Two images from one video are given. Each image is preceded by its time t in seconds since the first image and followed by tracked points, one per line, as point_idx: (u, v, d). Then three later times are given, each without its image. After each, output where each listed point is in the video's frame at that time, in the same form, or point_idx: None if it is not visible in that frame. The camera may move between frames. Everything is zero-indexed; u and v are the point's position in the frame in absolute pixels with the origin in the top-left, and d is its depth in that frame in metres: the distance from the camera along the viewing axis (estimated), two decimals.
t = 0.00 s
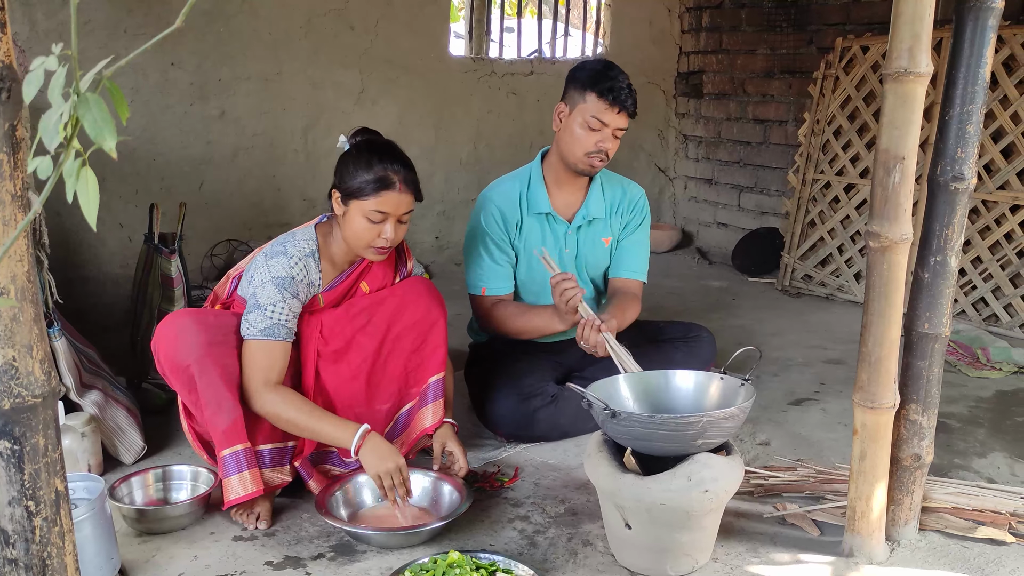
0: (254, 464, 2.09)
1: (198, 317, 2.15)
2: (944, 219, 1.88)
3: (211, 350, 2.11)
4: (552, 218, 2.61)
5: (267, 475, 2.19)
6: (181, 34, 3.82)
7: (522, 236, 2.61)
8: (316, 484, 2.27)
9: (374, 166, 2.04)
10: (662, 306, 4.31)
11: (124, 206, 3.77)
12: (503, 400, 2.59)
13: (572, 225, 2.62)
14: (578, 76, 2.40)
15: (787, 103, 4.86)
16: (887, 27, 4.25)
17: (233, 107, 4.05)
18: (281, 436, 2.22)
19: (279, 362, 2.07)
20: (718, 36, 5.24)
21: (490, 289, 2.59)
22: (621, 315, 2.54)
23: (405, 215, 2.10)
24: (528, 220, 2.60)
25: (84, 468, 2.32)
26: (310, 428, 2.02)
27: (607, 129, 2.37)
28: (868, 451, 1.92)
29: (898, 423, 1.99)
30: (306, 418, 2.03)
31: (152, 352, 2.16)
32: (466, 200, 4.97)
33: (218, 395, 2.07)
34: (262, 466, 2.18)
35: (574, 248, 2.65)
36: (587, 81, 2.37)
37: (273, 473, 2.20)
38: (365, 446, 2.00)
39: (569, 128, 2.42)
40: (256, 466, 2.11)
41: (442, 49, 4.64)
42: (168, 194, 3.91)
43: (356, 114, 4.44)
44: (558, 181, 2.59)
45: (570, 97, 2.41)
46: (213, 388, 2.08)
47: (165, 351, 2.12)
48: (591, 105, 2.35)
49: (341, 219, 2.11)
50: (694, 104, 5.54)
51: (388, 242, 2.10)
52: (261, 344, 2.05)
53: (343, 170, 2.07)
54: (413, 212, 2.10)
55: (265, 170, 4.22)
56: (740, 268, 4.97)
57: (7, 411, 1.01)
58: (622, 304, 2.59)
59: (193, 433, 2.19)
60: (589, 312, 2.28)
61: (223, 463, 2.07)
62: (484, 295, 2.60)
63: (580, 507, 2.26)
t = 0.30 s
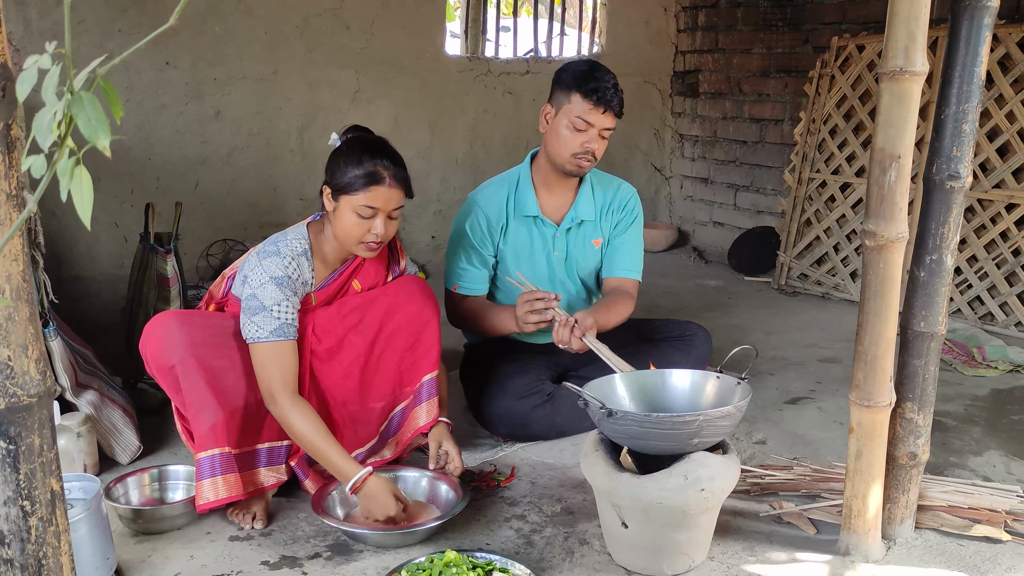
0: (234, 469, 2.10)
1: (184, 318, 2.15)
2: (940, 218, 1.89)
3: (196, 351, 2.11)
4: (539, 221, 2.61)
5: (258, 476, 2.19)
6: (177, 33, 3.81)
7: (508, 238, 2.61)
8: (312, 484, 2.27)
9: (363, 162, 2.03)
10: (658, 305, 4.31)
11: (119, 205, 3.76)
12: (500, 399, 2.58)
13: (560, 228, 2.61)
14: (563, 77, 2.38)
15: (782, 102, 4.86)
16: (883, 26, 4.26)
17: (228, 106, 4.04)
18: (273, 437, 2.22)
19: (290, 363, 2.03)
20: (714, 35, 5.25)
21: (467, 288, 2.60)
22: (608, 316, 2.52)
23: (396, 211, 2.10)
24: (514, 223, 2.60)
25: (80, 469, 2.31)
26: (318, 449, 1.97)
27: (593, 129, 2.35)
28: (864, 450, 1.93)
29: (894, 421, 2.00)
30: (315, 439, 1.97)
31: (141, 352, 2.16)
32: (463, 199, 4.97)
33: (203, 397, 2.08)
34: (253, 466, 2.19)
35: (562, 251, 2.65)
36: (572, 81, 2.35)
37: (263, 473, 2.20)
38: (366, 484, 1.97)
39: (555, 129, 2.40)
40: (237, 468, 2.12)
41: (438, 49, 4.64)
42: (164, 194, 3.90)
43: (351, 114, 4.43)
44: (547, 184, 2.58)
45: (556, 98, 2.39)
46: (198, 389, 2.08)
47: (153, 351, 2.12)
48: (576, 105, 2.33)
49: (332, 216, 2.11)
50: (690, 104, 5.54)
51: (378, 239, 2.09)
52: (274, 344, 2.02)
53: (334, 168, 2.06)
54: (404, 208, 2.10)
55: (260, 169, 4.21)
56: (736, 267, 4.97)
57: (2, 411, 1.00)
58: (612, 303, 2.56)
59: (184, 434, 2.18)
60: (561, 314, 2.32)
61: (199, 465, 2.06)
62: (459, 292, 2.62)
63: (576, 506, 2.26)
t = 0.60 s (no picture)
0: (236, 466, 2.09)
1: (181, 316, 2.14)
2: (935, 214, 1.89)
3: (194, 350, 2.10)
4: (530, 222, 2.60)
5: (256, 476, 2.20)
6: (171, 31, 3.80)
7: (499, 238, 2.62)
8: (308, 483, 2.27)
9: (356, 159, 2.03)
10: (655, 304, 4.31)
11: (114, 205, 3.75)
12: (495, 396, 2.58)
13: (550, 230, 2.60)
14: (557, 76, 2.38)
15: (778, 100, 4.87)
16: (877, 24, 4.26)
17: (223, 105, 4.03)
18: (268, 437, 2.22)
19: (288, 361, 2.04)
20: (709, 33, 5.24)
21: (455, 286, 2.62)
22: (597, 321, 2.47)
23: (389, 209, 2.09)
24: (505, 224, 2.60)
25: (74, 468, 2.30)
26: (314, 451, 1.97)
27: (586, 127, 2.33)
28: (860, 447, 1.93)
29: (890, 418, 2.00)
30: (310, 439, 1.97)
31: (137, 350, 2.15)
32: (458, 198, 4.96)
33: (200, 396, 2.08)
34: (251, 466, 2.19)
35: (553, 252, 2.64)
36: (566, 79, 2.34)
37: (262, 472, 2.21)
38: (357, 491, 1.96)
39: (548, 127, 2.39)
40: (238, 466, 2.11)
41: (433, 47, 4.64)
42: (158, 192, 3.89)
43: (346, 112, 4.42)
44: (538, 185, 2.56)
45: (550, 96, 2.39)
46: (196, 388, 2.08)
47: (149, 350, 2.11)
48: (568, 103, 2.32)
49: (326, 214, 2.11)
50: (685, 102, 5.54)
51: (371, 237, 2.09)
52: (268, 345, 2.02)
53: (326, 166, 2.05)
54: (397, 206, 2.09)
55: (255, 168, 4.20)
56: (732, 265, 4.97)
57: None
58: (600, 307, 2.52)
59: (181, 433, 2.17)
60: (539, 322, 2.28)
61: (200, 463, 2.05)
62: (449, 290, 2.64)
63: (573, 504, 2.26)
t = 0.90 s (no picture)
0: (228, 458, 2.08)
1: (172, 311, 2.13)
2: (931, 212, 1.89)
3: (184, 343, 2.09)
4: (527, 229, 2.60)
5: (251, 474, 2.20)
6: (167, 30, 3.79)
7: (496, 245, 2.61)
8: (304, 482, 2.27)
9: (354, 160, 2.03)
10: (651, 302, 4.31)
11: (109, 204, 3.74)
12: (492, 395, 2.58)
13: (548, 236, 2.59)
14: (556, 79, 2.38)
15: (775, 98, 4.87)
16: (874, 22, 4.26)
17: (219, 104, 4.02)
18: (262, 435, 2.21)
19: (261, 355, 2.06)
20: (706, 31, 5.24)
21: (456, 294, 2.61)
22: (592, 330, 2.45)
23: (385, 210, 2.08)
24: (502, 231, 2.60)
25: (70, 468, 2.30)
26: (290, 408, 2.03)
27: (584, 131, 2.33)
28: (856, 444, 1.93)
29: (886, 416, 2.00)
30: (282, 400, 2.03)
31: (129, 345, 2.14)
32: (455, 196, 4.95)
33: (190, 389, 2.05)
34: (246, 464, 2.19)
35: (551, 258, 2.64)
36: (562, 83, 2.34)
37: (257, 471, 2.21)
38: (351, 410, 2.03)
39: (546, 132, 2.39)
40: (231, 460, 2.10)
41: (429, 45, 4.63)
42: (154, 192, 3.88)
43: (343, 111, 4.41)
44: (535, 191, 2.56)
45: (548, 100, 2.38)
46: (186, 380, 2.06)
47: (139, 343, 2.10)
48: (566, 108, 2.32)
49: (321, 214, 2.10)
50: (682, 100, 5.54)
51: (366, 238, 2.08)
52: (239, 336, 2.03)
53: (324, 165, 2.05)
54: (393, 208, 2.08)
55: (252, 167, 4.19)
56: (728, 263, 4.98)
57: None
58: (601, 313, 2.51)
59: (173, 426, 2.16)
60: (537, 336, 2.27)
61: (191, 456, 2.05)
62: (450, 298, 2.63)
63: (570, 502, 2.26)
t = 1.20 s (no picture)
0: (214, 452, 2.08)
1: (161, 306, 2.13)
2: (932, 210, 1.89)
3: (173, 338, 2.08)
4: (529, 230, 2.60)
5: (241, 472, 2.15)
6: (167, 29, 3.79)
7: (498, 245, 2.61)
8: (304, 482, 2.26)
9: (331, 141, 2.08)
10: (651, 300, 4.31)
11: (110, 203, 3.74)
12: (494, 395, 2.58)
13: (548, 237, 2.60)
14: (557, 80, 2.38)
15: (775, 97, 4.87)
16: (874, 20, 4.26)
17: (219, 103, 4.02)
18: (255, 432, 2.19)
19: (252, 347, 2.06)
20: (706, 30, 5.24)
21: (466, 295, 2.58)
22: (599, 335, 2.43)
23: (365, 187, 2.10)
24: (504, 232, 2.60)
25: (71, 466, 2.30)
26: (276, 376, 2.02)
27: (584, 135, 2.33)
28: (858, 442, 1.93)
29: (888, 414, 2.00)
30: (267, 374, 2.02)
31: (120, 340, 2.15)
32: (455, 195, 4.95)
33: (177, 383, 2.05)
34: (245, 460, 2.17)
35: (552, 259, 2.64)
36: (564, 85, 2.34)
37: (248, 468, 2.17)
38: (333, 359, 2.02)
39: (546, 134, 2.39)
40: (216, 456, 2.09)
41: (429, 44, 4.63)
42: (154, 191, 3.88)
43: (343, 109, 4.41)
44: (537, 192, 2.56)
45: (549, 103, 2.38)
46: (173, 374, 2.05)
47: (129, 336, 2.10)
48: (567, 111, 2.32)
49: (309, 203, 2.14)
50: (681, 99, 5.54)
51: (346, 216, 2.08)
52: (227, 327, 2.03)
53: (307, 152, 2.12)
54: (373, 184, 2.10)
55: (251, 165, 4.19)
56: (728, 262, 4.97)
57: None
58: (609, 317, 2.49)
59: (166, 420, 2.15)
60: (557, 339, 2.21)
61: (174, 450, 2.05)
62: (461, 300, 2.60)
63: (571, 501, 2.26)
